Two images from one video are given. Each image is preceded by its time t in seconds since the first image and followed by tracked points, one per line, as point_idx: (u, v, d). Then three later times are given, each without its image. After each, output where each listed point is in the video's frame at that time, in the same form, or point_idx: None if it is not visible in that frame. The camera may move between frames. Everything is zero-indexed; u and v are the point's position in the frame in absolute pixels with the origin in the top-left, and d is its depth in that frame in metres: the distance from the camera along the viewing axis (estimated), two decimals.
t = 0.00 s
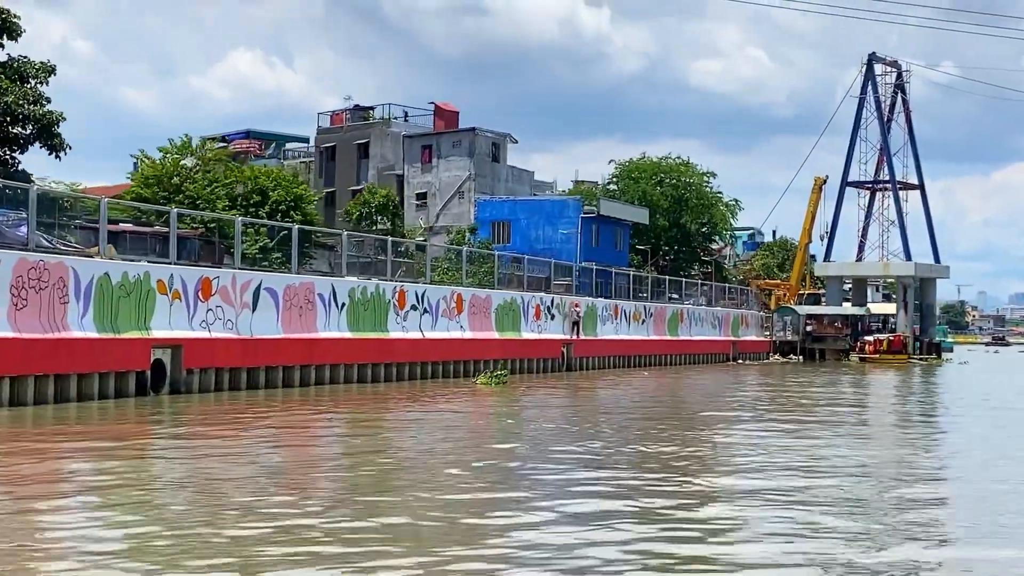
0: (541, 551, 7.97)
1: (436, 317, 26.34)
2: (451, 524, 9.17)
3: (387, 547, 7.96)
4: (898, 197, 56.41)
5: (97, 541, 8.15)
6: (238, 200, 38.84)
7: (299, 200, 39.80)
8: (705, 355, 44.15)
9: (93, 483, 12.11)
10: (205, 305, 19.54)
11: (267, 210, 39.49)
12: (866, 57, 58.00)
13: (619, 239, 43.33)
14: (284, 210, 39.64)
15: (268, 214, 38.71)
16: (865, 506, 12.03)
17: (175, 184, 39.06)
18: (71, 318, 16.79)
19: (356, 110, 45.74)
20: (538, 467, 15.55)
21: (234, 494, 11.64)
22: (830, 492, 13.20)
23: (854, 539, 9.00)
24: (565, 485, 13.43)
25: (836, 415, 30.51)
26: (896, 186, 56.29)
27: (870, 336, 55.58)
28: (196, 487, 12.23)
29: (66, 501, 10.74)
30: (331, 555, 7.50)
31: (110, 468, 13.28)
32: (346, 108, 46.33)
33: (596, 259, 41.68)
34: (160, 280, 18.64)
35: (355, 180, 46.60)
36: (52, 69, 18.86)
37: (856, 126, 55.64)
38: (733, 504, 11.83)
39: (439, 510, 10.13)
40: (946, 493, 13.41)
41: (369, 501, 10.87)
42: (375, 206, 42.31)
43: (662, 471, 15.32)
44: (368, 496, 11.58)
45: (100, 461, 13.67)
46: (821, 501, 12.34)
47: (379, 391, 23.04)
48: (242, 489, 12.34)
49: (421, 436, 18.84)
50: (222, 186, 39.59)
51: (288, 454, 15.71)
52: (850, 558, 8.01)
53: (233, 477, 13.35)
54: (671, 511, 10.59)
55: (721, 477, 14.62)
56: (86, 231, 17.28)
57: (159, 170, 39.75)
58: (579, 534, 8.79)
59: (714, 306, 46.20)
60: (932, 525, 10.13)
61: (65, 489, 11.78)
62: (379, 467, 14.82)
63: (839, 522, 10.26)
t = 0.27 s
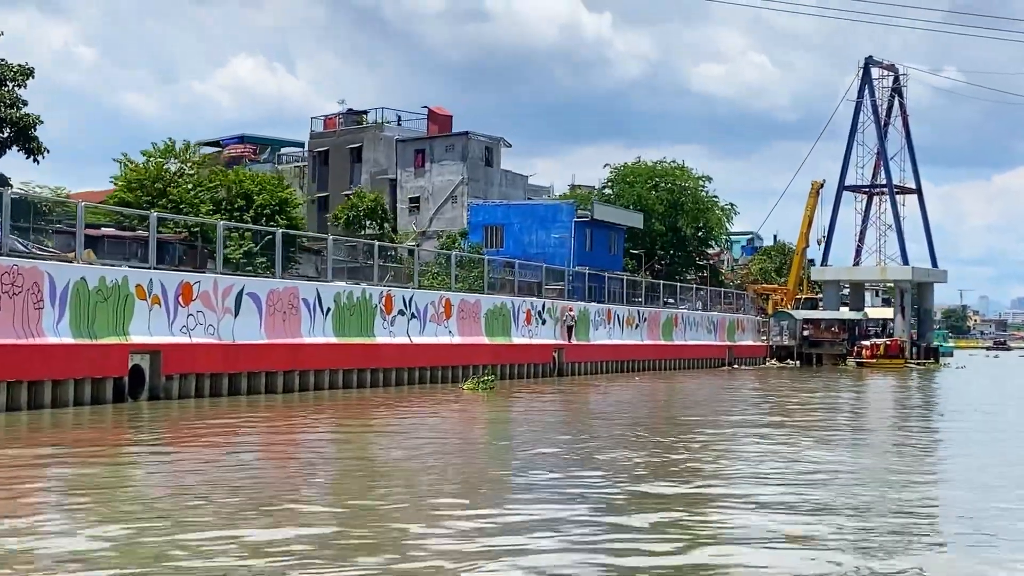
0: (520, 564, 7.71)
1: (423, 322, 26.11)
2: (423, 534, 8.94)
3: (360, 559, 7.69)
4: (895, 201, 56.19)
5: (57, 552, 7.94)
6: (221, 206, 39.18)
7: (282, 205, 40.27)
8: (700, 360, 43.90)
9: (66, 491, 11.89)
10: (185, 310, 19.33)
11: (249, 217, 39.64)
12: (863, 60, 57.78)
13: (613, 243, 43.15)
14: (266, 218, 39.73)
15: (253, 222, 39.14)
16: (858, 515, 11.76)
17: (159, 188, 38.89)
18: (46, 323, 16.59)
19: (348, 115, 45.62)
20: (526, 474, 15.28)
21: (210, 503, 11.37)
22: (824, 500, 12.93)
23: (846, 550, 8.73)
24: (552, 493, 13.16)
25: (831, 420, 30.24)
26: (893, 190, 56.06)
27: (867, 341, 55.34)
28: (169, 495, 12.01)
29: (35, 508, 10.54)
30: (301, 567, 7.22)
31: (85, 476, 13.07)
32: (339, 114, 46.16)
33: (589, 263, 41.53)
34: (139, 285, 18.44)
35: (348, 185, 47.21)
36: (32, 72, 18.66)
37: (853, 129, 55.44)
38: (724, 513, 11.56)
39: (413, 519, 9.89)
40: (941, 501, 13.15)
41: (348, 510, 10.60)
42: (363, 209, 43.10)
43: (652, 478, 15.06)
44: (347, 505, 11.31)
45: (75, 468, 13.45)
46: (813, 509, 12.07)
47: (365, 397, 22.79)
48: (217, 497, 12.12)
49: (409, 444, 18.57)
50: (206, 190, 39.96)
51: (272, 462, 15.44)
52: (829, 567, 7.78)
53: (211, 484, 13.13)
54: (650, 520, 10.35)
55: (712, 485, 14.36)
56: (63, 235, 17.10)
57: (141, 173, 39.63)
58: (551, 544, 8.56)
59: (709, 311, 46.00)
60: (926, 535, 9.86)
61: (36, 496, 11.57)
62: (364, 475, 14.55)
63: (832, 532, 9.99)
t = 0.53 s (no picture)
0: None
1: (411, 327, 25.89)
2: (390, 545, 8.67)
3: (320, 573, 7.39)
4: (893, 206, 55.91)
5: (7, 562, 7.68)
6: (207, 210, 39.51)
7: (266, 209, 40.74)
8: (695, 366, 43.63)
9: (33, 501, 11.63)
10: (164, 315, 19.09)
11: (235, 220, 40.13)
12: (861, 63, 57.51)
13: (607, 247, 43.06)
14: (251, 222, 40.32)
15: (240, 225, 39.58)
16: (849, 523, 11.48)
17: (141, 192, 38.99)
18: (20, 329, 16.38)
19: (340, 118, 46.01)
20: (511, 481, 15.01)
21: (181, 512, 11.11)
22: (814, 508, 12.64)
23: (830, 561, 8.41)
24: (536, 500, 12.89)
25: (826, 426, 29.96)
26: (891, 194, 55.79)
27: (865, 346, 55.09)
28: (139, 504, 11.76)
29: None
30: None
31: (56, 486, 12.82)
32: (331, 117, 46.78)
33: (583, 268, 41.52)
34: (117, 290, 18.21)
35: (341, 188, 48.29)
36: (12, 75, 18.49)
37: (850, 133, 55.19)
38: (709, 522, 11.28)
39: (382, 529, 9.62)
40: (935, 509, 12.86)
41: (321, 519, 10.34)
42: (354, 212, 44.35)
43: (640, 485, 14.78)
44: (322, 513, 11.05)
45: (46, 479, 13.20)
46: (803, 517, 11.79)
47: (350, 404, 22.53)
48: (189, 505, 11.87)
49: (395, 451, 18.30)
50: (191, 194, 40.38)
51: (252, 470, 15.17)
52: None
53: (184, 492, 12.89)
54: (627, 530, 10.08)
55: (701, 492, 14.08)
56: (39, 239, 16.90)
57: (124, 178, 39.57)
58: (520, 556, 8.29)
59: (704, 316, 45.64)
60: (917, 545, 9.57)
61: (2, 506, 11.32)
62: (345, 483, 14.29)
63: (819, 541, 9.71)
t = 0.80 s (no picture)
0: None
1: (399, 333, 25.65)
2: (356, 560, 8.39)
3: None
4: (891, 211, 55.64)
5: None
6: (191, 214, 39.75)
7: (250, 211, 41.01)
8: (691, 371, 43.37)
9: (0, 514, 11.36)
10: (143, 321, 18.83)
11: (217, 226, 40.07)
12: (858, 67, 57.26)
13: (602, 252, 43.08)
14: (233, 228, 40.26)
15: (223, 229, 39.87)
16: (841, 529, 11.16)
17: (124, 198, 38.93)
18: None
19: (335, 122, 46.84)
20: (495, 489, 14.73)
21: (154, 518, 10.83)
22: (807, 515, 12.31)
23: (812, 573, 8.12)
24: (517, 508, 12.60)
25: (823, 431, 29.62)
26: (888, 199, 55.52)
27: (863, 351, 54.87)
28: (109, 515, 11.48)
29: None
30: None
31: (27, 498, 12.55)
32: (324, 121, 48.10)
33: (576, 272, 41.77)
34: (94, 297, 17.95)
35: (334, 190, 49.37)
36: None
37: (847, 137, 54.94)
38: (700, 528, 10.97)
39: (352, 543, 9.33)
40: (932, 515, 12.53)
41: (295, 530, 10.08)
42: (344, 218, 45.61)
43: (629, 492, 14.46)
44: (298, 523, 10.77)
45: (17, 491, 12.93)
46: (794, 523, 11.47)
47: (335, 410, 22.27)
48: (160, 516, 11.58)
49: (381, 458, 18.01)
50: (174, 199, 40.31)
51: (233, 479, 14.89)
52: None
53: (159, 503, 12.61)
54: (605, 542, 9.79)
55: (692, 499, 13.76)
56: (13, 244, 16.66)
57: (106, 182, 39.51)
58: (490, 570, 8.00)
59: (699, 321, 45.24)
60: (912, 555, 9.23)
61: None
62: (325, 493, 14.00)
63: (803, 552, 9.42)
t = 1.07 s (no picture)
0: None
1: (387, 337, 25.41)
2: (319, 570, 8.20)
3: None
4: (889, 214, 55.40)
5: None
6: (174, 219, 39.51)
7: (235, 215, 40.71)
8: (686, 375, 43.11)
9: None
10: (122, 325, 18.59)
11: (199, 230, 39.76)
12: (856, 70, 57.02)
13: (596, 255, 43.00)
14: (215, 231, 39.86)
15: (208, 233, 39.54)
16: (826, 536, 10.94)
17: (106, 201, 38.68)
18: None
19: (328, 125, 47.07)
20: (477, 495, 14.52)
21: (121, 524, 10.64)
22: (792, 521, 12.09)
23: None
24: (496, 514, 12.39)
25: (818, 436, 29.37)
26: (886, 202, 55.28)
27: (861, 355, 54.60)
28: (79, 521, 11.30)
29: None
30: None
31: None
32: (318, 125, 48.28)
33: (570, 277, 41.70)
34: (71, 301, 17.70)
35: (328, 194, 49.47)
36: None
37: (845, 140, 54.71)
38: (680, 534, 10.76)
39: (319, 551, 9.14)
40: (921, 521, 12.30)
41: (262, 537, 9.88)
42: (332, 221, 45.49)
43: (613, 498, 14.26)
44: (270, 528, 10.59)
45: None
46: (777, 530, 11.26)
47: (320, 415, 22.05)
48: (131, 522, 11.39)
49: (365, 464, 17.79)
50: (156, 202, 40.05)
51: (211, 485, 14.69)
52: None
53: (132, 509, 12.42)
54: (579, 550, 9.58)
55: (677, 504, 13.55)
56: None
57: (87, 186, 39.44)
58: None
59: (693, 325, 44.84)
60: (894, 563, 9.03)
61: None
62: (304, 499, 13.79)
63: (780, 560, 9.21)
